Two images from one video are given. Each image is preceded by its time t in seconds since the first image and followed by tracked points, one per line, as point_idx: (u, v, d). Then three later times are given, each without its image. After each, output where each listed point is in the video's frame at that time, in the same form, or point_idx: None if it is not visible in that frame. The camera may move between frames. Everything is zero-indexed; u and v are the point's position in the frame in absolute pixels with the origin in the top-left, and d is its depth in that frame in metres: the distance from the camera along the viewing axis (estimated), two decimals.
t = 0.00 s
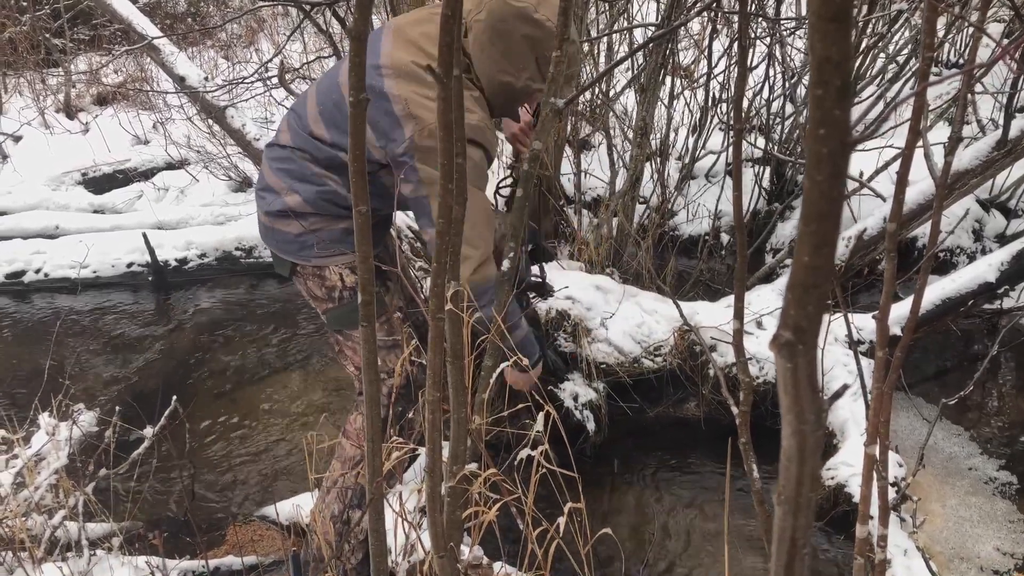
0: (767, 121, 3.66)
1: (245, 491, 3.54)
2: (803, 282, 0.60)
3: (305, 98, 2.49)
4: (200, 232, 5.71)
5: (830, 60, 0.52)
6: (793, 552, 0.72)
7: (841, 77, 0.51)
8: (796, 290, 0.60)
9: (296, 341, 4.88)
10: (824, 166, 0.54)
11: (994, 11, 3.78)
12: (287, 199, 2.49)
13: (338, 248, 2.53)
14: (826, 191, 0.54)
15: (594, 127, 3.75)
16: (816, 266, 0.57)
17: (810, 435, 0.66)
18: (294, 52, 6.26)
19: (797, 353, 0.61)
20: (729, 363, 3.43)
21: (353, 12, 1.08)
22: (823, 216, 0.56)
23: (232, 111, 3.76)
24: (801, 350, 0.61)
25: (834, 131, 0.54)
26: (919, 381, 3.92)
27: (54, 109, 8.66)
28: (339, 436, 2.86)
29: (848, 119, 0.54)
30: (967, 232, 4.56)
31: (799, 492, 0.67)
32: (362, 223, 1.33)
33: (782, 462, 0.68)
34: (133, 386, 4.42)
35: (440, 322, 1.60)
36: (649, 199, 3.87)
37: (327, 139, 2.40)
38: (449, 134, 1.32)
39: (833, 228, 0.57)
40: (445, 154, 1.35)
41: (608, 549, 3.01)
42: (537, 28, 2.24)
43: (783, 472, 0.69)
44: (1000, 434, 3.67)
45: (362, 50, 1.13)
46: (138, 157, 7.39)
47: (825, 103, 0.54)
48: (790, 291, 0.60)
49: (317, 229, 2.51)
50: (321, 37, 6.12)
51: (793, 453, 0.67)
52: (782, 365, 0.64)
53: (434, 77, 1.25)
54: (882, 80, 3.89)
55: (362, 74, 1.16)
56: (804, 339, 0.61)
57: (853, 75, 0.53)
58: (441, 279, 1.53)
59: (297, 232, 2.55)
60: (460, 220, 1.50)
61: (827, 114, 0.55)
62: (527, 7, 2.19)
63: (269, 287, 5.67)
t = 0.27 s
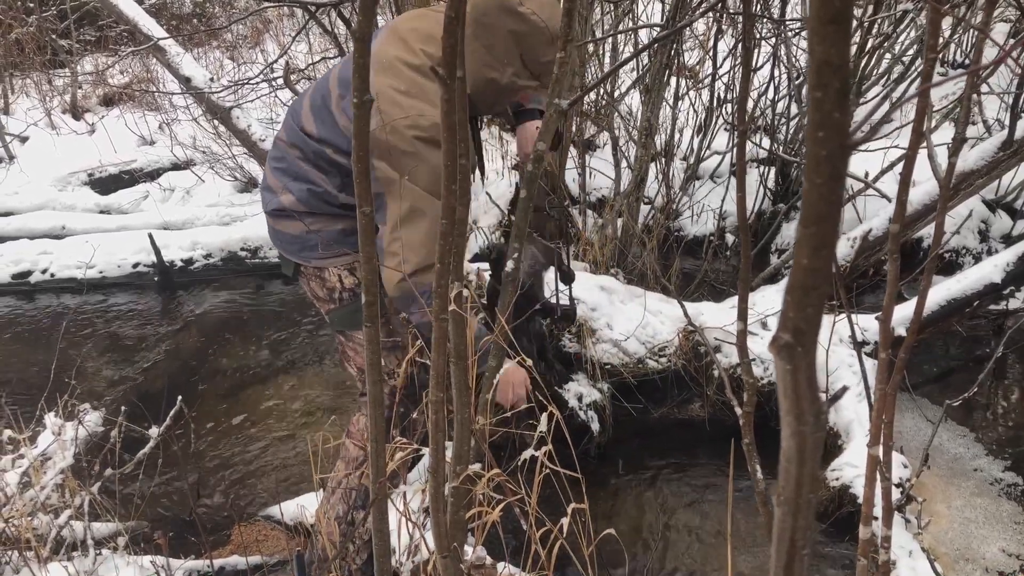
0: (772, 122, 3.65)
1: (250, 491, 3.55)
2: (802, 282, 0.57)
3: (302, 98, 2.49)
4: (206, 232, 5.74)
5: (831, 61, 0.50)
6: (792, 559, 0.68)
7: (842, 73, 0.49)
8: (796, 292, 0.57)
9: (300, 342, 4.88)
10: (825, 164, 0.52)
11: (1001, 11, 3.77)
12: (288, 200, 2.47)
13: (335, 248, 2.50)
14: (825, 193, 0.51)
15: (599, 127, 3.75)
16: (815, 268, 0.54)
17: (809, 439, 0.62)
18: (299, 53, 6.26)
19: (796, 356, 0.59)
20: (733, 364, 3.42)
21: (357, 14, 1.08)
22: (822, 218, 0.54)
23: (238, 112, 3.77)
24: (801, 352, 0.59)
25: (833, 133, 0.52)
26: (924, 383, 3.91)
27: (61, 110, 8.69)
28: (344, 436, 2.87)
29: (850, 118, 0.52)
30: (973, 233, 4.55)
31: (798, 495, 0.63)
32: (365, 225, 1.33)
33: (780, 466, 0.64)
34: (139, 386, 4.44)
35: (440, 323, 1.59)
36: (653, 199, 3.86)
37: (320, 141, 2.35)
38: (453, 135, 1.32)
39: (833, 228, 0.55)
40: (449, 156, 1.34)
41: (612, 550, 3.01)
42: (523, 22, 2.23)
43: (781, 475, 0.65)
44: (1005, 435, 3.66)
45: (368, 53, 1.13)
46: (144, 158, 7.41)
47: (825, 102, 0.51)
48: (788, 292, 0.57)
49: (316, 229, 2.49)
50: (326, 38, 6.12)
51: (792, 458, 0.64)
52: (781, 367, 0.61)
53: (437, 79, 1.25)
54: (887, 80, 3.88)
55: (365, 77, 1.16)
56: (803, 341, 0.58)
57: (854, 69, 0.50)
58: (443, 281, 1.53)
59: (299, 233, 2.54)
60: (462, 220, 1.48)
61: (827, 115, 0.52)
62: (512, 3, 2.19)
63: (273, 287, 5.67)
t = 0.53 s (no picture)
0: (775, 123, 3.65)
1: (252, 492, 3.55)
2: (799, 285, 0.59)
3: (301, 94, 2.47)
4: (210, 234, 5.72)
5: (825, 64, 0.52)
6: (790, 554, 0.72)
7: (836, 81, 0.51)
8: (793, 293, 0.59)
9: (303, 344, 4.88)
10: (822, 172, 0.54)
11: (1004, 12, 3.76)
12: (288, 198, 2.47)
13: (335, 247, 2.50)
14: (821, 199, 0.53)
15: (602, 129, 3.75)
16: (811, 269, 0.56)
17: (806, 437, 0.65)
18: (302, 56, 6.27)
19: (792, 355, 0.61)
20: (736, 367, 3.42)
21: (358, 17, 1.09)
22: (818, 220, 0.55)
23: (241, 113, 3.77)
24: (797, 352, 0.61)
25: (829, 133, 0.53)
26: (927, 384, 3.90)
27: (65, 112, 8.71)
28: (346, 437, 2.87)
29: (844, 120, 0.54)
30: (977, 235, 4.54)
31: (794, 491, 0.66)
32: (366, 227, 1.34)
33: (778, 465, 0.67)
34: (142, 388, 4.44)
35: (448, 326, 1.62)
36: (656, 201, 3.86)
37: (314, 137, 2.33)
38: (453, 136, 1.32)
39: (828, 233, 0.56)
40: (449, 156, 1.34)
41: (614, 552, 3.00)
42: None
43: (779, 474, 0.68)
44: (1009, 438, 3.64)
45: (367, 53, 1.14)
46: (148, 160, 7.43)
47: (819, 106, 0.53)
48: (786, 295, 0.59)
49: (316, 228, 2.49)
50: (328, 40, 6.13)
51: (790, 456, 0.67)
52: (779, 366, 0.63)
53: (437, 79, 1.25)
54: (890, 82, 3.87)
55: (366, 79, 1.16)
56: (799, 342, 0.60)
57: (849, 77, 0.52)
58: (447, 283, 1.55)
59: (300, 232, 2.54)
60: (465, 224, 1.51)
61: (822, 117, 0.54)
62: None
63: (276, 289, 5.68)
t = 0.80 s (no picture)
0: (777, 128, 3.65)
1: (254, 496, 3.54)
2: (796, 291, 0.61)
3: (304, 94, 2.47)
4: (212, 238, 5.79)
5: (823, 75, 0.54)
6: (787, 559, 0.72)
7: (834, 90, 0.53)
8: (790, 300, 0.61)
9: (304, 348, 4.88)
10: (820, 179, 0.56)
11: (1006, 17, 3.76)
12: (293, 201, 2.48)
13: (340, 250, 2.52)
14: (821, 206, 0.56)
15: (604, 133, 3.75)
16: (810, 276, 0.58)
17: (804, 443, 0.65)
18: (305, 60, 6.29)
19: (790, 361, 0.62)
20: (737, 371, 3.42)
21: (360, 22, 1.10)
22: (816, 229, 0.57)
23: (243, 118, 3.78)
24: (793, 358, 0.62)
25: (826, 143, 0.56)
26: (929, 389, 3.89)
27: (68, 116, 8.73)
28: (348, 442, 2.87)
29: (839, 131, 0.56)
30: (978, 240, 4.53)
31: (793, 497, 0.66)
32: (367, 232, 1.34)
33: (776, 470, 0.67)
34: (144, 391, 4.44)
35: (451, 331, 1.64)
36: (658, 206, 3.85)
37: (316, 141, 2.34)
38: (454, 143, 1.32)
39: (825, 241, 0.58)
40: (450, 162, 1.34)
41: (616, 556, 3.00)
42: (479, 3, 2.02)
43: (777, 480, 0.69)
44: (1011, 442, 3.64)
45: (369, 59, 1.14)
46: (150, 164, 7.44)
47: (818, 114, 0.55)
48: (784, 300, 0.61)
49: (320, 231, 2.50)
50: (331, 45, 6.14)
51: (787, 463, 0.67)
52: (776, 372, 0.64)
53: (439, 85, 1.25)
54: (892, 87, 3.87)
55: (368, 86, 1.17)
56: (797, 348, 0.61)
57: (845, 90, 0.55)
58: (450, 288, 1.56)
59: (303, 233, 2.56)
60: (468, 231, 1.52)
61: (819, 128, 0.56)
62: None
63: (277, 292, 5.68)
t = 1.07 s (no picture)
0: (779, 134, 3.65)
1: (257, 501, 3.55)
2: (804, 297, 0.61)
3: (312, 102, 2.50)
4: (215, 242, 5.79)
5: (830, 84, 0.54)
6: (795, 565, 0.72)
7: (840, 100, 0.53)
8: (797, 308, 0.61)
9: (306, 353, 4.88)
10: (827, 187, 0.56)
11: (1008, 23, 3.77)
12: (301, 204, 2.50)
13: (345, 256, 2.53)
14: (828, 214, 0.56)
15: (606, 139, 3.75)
16: (817, 283, 0.58)
17: (811, 447, 0.66)
18: (307, 65, 6.30)
19: (798, 367, 0.62)
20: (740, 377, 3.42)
21: (367, 27, 1.10)
22: (824, 235, 0.58)
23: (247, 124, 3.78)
24: (802, 364, 0.62)
25: (834, 151, 0.56)
26: (932, 395, 3.88)
27: (71, 119, 8.75)
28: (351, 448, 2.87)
29: (848, 141, 0.56)
30: (980, 246, 4.53)
31: (801, 503, 0.67)
32: (372, 239, 1.34)
33: (784, 476, 0.68)
34: (147, 395, 4.45)
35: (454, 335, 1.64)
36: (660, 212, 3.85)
37: (325, 147, 2.37)
38: (460, 149, 1.33)
39: (832, 248, 0.58)
40: (456, 169, 1.35)
41: (618, 563, 3.00)
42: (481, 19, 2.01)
43: (785, 484, 0.69)
44: (1013, 449, 3.64)
45: (376, 67, 1.15)
46: (153, 168, 7.45)
47: (825, 122, 0.56)
48: (791, 307, 0.61)
49: (324, 236, 2.52)
50: (333, 49, 6.15)
51: (795, 468, 0.68)
52: (784, 379, 0.65)
53: (445, 92, 1.26)
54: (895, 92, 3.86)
55: (376, 92, 1.17)
56: (805, 355, 0.61)
57: (853, 99, 0.55)
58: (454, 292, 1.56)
59: (309, 238, 2.57)
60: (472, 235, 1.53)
61: (827, 135, 0.57)
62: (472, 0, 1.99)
63: (280, 297, 5.69)
